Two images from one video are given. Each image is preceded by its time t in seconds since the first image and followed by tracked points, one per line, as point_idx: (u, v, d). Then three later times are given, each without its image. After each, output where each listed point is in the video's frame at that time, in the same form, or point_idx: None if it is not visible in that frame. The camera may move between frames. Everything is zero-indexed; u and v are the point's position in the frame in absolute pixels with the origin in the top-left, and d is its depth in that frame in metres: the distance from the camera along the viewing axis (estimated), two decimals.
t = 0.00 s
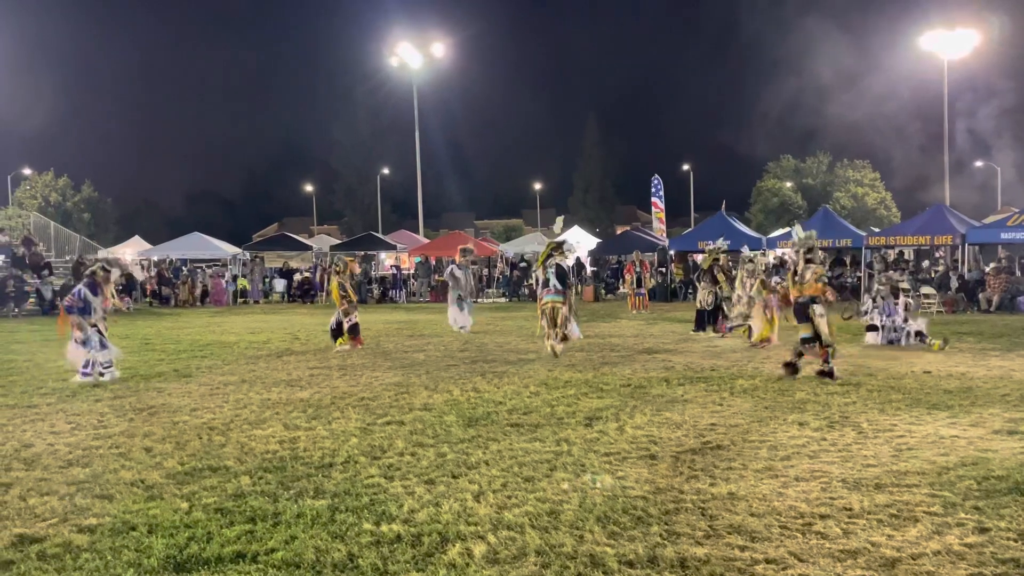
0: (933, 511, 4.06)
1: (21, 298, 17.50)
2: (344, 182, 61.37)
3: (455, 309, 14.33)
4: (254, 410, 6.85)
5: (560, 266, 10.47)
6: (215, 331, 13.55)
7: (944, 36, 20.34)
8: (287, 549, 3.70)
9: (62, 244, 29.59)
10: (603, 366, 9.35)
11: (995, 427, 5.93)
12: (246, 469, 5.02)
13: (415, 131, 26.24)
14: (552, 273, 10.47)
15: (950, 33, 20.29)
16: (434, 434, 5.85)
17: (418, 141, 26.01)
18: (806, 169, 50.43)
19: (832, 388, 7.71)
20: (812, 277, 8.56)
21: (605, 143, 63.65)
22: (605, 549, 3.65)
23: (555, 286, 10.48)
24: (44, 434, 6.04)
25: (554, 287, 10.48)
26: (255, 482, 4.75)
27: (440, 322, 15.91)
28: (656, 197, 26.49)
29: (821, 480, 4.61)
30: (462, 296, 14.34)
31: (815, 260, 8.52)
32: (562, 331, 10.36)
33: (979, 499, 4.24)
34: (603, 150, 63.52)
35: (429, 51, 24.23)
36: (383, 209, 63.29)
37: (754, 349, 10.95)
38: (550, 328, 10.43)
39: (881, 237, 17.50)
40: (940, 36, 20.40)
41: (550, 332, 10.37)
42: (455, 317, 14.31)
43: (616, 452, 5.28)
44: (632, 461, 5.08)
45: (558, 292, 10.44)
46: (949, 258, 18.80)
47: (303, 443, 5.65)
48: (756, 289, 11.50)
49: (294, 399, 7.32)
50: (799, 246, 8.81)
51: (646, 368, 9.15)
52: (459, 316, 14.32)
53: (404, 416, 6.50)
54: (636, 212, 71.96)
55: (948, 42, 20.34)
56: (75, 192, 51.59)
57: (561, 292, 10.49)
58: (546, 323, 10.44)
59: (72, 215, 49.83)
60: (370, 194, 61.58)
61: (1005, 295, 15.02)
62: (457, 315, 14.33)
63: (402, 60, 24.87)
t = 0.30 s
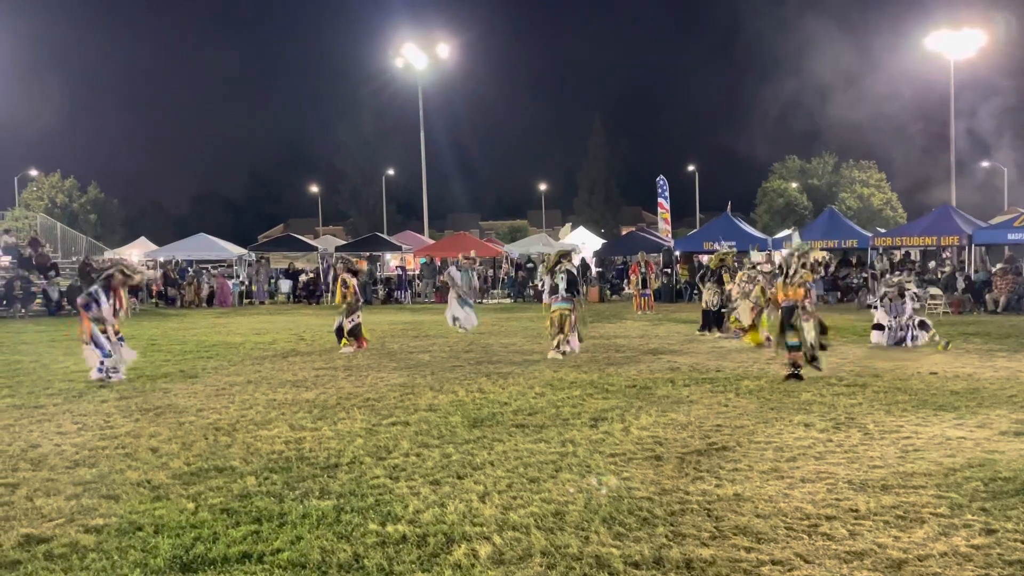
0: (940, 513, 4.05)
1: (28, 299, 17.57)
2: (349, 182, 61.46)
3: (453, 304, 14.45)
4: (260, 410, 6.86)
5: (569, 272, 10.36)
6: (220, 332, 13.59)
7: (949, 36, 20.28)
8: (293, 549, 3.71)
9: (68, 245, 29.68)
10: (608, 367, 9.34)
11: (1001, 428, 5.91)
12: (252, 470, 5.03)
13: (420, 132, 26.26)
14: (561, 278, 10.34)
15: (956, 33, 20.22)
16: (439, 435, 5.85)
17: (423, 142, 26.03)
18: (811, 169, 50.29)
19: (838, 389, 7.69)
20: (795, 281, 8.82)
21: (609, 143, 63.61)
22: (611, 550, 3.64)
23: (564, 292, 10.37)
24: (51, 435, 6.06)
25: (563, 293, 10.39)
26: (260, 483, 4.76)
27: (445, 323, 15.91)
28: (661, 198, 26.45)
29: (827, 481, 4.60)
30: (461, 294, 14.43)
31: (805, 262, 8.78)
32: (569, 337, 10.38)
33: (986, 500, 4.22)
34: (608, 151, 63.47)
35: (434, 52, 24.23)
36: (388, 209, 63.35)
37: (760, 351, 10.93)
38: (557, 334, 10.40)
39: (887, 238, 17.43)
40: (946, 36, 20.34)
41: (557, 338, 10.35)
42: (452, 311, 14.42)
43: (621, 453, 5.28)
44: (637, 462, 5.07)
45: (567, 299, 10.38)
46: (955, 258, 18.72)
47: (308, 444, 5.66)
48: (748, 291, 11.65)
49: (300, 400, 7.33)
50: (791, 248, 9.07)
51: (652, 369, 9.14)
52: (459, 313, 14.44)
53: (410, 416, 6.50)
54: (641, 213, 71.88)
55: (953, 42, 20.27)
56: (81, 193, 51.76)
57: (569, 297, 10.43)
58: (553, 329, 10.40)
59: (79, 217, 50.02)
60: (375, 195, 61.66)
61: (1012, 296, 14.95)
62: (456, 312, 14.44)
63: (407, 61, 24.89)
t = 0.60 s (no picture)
0: (944, 514, 4.04)
1: (32, 300, 17.63)
2: (353, 183, 61.54)
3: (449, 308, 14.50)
4: (263, 411, 6.88)
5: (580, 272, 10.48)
6: (224, 333, 13.61)
7: (953, 37, 20.23)
8: (297, 550, 3.71)
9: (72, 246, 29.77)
10: (612, 368, 9.34)
11: (1006, 430, 5.89)
12: (255, 471, 5.03)
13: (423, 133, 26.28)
14: (573, 277, 10.46)
15: (959, 34, 20.18)
16: (443, 435, 5.86)
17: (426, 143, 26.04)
18: (815, 170, 50.25)
19: (842, 390, 7.68)
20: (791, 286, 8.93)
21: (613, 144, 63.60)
22: (614, 551, 3.64)
23: (572, 291, 10.50)
24: (55, 435, 6.07)
25: (570, 293, 10.53)
26: (264, 484, 4.76)
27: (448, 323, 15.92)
28: (664, 198, 26.44)
29: (831, 483, 4.59)
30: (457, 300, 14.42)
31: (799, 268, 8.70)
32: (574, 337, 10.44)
33: (990, 502, 4.21)
34: (611, 151, 63.45)
35: (437, 53, 24.26)
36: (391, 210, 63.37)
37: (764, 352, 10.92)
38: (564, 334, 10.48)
39: (891, 239, 17.37)
40: (949, 36, 20.30)
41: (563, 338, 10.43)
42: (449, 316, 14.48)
43: (625, 454, 5.28)
44: (641, 463, 5.08)
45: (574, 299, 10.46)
46: (959, 260, 18.66)
47: (312, 444, 5.68)
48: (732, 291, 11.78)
49: (304, 401, 7.34)
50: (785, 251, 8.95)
51: (655, 370, 9.15)
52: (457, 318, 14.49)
53: (413, 417, 6.50)
54: (645, 213, 71.83)
55: (957, 42, 20.23)
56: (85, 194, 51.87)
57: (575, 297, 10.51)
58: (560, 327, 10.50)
59: (83, 217, 50.13)
60: (378, 196, 61.71)
61: (1016, 297, 14.89)
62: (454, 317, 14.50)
63: (410, 62, 24.93)
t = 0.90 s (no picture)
0: (945, 515, 4.04)
1: (34, 300, 17.65)
2: (354, 184, 61.56)
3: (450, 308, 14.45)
4: (265, 412, 6.89)
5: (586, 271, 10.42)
6: (226, 333, 13.63)
7: (954, 37, 20.22)
8: (299, 550, 3.72)
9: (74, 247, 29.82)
10: (613, 368, 9.35)
11: (1007, 431, 5.89)
12: (258, 472, 5.04)
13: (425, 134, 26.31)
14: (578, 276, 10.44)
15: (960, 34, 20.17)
16: (445, 436, 5.87)
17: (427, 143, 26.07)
18: (816, 171, 50.30)
19: (844, 391, 7.68)
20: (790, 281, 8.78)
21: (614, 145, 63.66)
22: (616, 552, 3.64)
23: (578, 290, 10.43)
24: (57, 436, 6.09)
25: (576, 291, 10.45)
26: (266, 484, 4.77)
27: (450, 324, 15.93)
28: (665, 198, 26.44)
29: (832, 484, 4.58)
30: (457, 301, 14.41)
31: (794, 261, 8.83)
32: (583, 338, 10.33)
33: (992, 503, 4.21)
34: (613, 152, 63.50)
35: (438, 54, 24.29)
36: (392, 211, 63.38)
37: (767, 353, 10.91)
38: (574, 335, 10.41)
39: (892, 240, 17.34)
40: (950, 37, 20.29)
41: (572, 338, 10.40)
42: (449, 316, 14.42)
43: (626, 454, 5.29)
44: (643, 463, 5.08)
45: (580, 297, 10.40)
46: (961, 260, 18.62)
47: (314, 444, 5.69)
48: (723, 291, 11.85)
49: (305, 401, 7.36)
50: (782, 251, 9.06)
51: (657, 370, 9.16)
52: (457, 318, 14.38)
53: (415, 418, 6.51)
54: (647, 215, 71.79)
55: (958, 42, 20.21)
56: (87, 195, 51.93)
57: (583, 297, 10.44)
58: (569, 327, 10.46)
59: (84, 218, 50.21)
60: (379, 196, 61.77)
61: (1019, 297, 14.87)
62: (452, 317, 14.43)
63: (411, 62, 24.95)
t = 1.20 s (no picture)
0: (945, 515, 4.04)
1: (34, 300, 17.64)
2: (353, 184, 61.55)
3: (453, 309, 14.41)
4: (265, 412, 6.89)
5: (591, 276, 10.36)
6: (226, 333, 13.63)
7: (954, 37, 20.22)
8: (298, 550, 3.72)
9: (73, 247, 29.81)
10: (613, 368, 9.35)
11: (1008, 430, 5.90)
12: (257, 471, 5.04)
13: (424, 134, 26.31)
14: (582, 281, 10.35)
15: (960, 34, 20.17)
16: (444, 436, 5.87)
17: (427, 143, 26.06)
18: (816, 171, 50.33)
19: (843, 391, 7.68)
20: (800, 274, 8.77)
21: (614, 145, 63.69)
22: (616, 552, 3.64)
23: (585, 295, 10.34)
24: (57, 436, 6.09)
25: (584, 297, 10.36)
26: (266, 484, 4.77)
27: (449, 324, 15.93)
28: (665, 198, 26.43)
29: (832, 484, 4.59)
30: (461, 302, 14.43)
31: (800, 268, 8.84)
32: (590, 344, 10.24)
33: (992, 503, 4.21)
34: (613, 152, 63.51)
35: (438, 54, 24.28)
36: (392, 211, 63.36)
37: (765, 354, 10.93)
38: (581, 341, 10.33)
39: (892, 240, 17.33)
40: (950, 37, 20.29)
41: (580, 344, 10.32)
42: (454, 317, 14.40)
43: (626, 454, 5.29)
44: (642, 463, 5.08)
45: (587, 303, 10.28)
46: (960, 259, 18.61)
47: (314, 444, 5.69)
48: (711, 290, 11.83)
49: (305, 401, 7.36)
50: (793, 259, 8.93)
51: (657, 370, 9.16)
52: (462, 320, 14.41)
53: (415, 418, 6.52)
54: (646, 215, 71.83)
55: (958, 43, 20.22)
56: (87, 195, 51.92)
57: (591, 302, 10.35)
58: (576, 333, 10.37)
59: (84, 218, 50.22)
60: (379, 196, 61.78)
61: (1018, 297, 14.86)
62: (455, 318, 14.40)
63: (411, 63, 24.95)
